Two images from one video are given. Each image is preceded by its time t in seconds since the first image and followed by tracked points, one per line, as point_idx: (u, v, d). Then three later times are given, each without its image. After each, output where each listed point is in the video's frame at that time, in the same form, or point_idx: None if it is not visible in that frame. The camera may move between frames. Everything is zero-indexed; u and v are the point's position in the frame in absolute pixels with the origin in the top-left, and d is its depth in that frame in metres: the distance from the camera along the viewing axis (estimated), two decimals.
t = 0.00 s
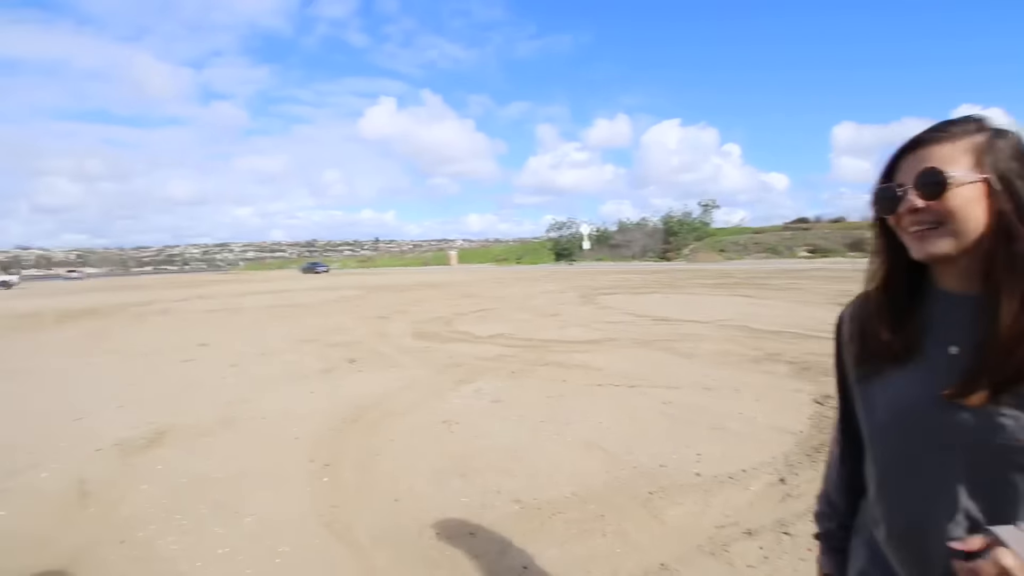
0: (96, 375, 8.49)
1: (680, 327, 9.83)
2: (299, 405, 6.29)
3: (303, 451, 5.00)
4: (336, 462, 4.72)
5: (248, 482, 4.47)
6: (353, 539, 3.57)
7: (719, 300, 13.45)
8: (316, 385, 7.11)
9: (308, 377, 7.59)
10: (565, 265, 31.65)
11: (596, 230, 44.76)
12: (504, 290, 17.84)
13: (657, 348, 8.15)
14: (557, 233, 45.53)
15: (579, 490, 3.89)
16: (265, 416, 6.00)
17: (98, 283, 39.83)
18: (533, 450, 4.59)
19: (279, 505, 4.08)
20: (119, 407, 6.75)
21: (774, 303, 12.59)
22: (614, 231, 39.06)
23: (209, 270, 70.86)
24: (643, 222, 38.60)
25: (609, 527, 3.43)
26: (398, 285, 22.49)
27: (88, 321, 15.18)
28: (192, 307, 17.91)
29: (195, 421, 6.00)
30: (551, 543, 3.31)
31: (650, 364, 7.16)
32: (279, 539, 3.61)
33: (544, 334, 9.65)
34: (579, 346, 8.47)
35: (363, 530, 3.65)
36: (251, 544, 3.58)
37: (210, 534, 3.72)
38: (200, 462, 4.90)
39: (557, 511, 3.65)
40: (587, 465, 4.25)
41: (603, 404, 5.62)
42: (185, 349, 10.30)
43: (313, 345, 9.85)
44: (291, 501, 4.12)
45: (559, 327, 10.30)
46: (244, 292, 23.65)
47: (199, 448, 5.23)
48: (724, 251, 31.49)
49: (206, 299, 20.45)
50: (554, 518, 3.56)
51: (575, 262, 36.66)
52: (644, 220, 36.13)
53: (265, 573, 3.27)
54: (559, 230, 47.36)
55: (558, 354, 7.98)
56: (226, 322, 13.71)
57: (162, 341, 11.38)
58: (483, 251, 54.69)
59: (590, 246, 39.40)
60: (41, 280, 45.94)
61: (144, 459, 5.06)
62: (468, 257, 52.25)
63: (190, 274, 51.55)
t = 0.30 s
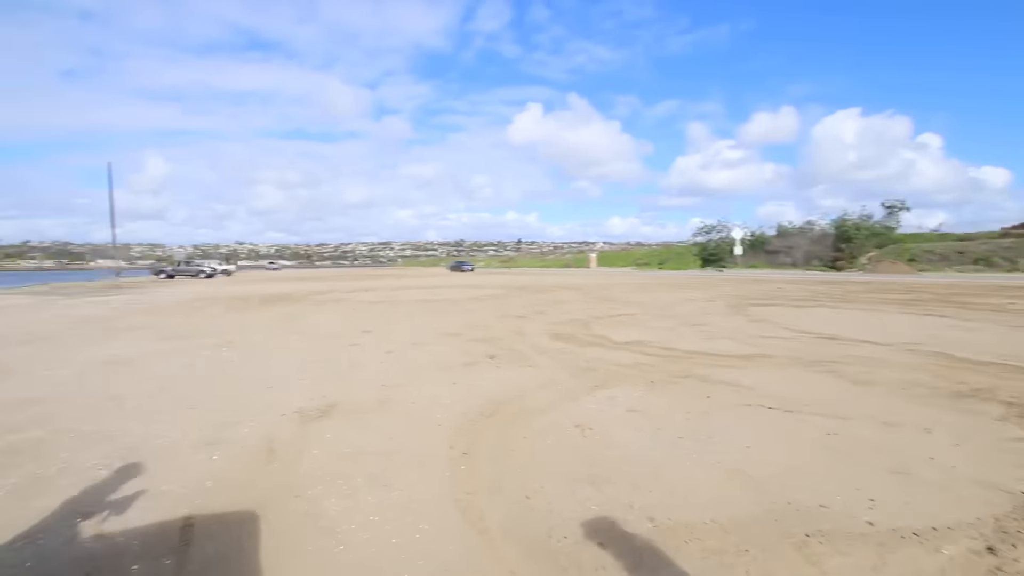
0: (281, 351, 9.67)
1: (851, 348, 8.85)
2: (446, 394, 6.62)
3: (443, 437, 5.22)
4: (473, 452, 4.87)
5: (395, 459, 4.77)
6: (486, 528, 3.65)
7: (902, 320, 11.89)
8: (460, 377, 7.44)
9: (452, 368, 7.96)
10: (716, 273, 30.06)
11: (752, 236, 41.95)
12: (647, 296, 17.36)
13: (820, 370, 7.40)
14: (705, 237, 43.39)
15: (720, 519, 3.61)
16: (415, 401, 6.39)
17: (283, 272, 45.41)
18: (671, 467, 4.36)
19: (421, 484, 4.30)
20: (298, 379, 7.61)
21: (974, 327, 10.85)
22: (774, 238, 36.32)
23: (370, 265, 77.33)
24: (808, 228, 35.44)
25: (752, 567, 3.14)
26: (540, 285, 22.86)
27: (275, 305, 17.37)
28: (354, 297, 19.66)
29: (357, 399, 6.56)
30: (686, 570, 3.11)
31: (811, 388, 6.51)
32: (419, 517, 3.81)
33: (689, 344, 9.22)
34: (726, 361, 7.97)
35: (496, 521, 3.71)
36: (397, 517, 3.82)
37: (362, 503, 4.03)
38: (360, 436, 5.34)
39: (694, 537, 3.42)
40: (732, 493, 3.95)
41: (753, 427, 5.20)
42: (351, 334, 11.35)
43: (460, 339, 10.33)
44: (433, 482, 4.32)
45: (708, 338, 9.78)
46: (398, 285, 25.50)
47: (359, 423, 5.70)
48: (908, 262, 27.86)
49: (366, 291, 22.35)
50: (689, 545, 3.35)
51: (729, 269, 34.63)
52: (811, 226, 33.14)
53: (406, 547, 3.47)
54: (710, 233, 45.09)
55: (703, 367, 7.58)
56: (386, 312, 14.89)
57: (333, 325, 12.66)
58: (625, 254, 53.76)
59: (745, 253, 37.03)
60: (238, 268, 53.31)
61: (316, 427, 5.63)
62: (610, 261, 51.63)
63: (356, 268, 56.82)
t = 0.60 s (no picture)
0: (408, 335, 10.19)
1: None
2: (562, 384, 6.60)
3: (558, 427, 5.21)
4: (587, 444, 4.80)
5: (512, 444, 4.84)
6: (599, 521, 3.58)
7: None
8: (577, 367, 7.40)
9: (569, 358, 7.93)
10: (866, 265, 27.23)
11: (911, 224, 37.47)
12: (779, 290, 16.19)
13: (995, 383, 6.43)
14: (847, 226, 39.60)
15: (866, 544, 3.24)
16: (532, 389, 6.43)
17: (412, 260, 47.98)
18: (805, 480, 4.01)
19: (537, 470, 4.32)
20: (423, 362, 7.97)
21: None
22: (939, 225, 32.14)
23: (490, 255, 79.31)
24: (984, 214, 30.94)
25: None
26: (660, 277, 22.13)
27: (404, 292, 18.37)
28: (475, 286, 20.28)
29: (476, 384, 6.74)
30: None
31: (983, 404, 5.68)
32: (533, 503, 3.82)
33: (827, 345, 8.46)
34: (873, 365, 7.20)
35: (608, 516, 3.63)
36: (513, 501, 3.86)
37: (481, 483, 4.14)
38: (480, 419, 5.47)
39: (833, 559, 3.10)
40: (880, 514, 3.55)
41: (907, 444, 4.63)
42: (472, 321, 11.69)
43: (578, 330, 10.26)
44: (547, 470, 4.32)
45: (853, 339, 8.89)
46: (517, 275, 25.92)
47: (477, 407, 5.85)
48: None
49: (486, 280, 22.95)
50: (827, 566, 3.04)
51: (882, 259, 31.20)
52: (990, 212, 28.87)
53: (520, 530, 3.50)
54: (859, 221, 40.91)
55: (845, 371, 6.92)
56: (506, 301, 15.18)
57: (455, 312, 13.13)
58: (753, 244, 50.56)
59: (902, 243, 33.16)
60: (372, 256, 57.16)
61: (439, 407, 5.86)
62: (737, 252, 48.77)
63: (478, 256, 58.60)
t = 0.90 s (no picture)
0: (481, 326, 10.31)
1: None
2: (635, 380, 6.46)
3: (630, 424, 5.09)
4: (660, 443, 4.66)
5: (583, 439, 4.78)
6: (672, 524, 3.45)
7: None
8: (652, 364, 7.21)
9: (643, 354, 7.75)
10: (976, 262, 24.92)
11: None
12: (875, 288, 15.10)
13: None
14: (955, 220, 36.36)
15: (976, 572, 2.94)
16: (604, 384, 6.33)
17: (487, 251, 48.60)
18: (905, 498, 3.69)
19: (608, 466, 4.23)
20: (495, 353, 8.04)
21: None
22: None
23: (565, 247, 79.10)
24: None
25: None
26: (743, 273, 21.18)
27: (478, 284, 18.63)
28: (549, 279, 20.23)
29: (548, 377, 6.71)
30: None
31: None
32: (603, 500, 3.74)
33: (931, 350, 7.79)
34: (985, 374, 6.56)
35: (682, 520, 3.50)
36: (583, 496, 3.80)
37: (550, 476, 4.10)
38: (550, 412, 5.45)
39: None
40: (993, 542, 3.22)
41: None
42: (544, 314, 11.68)
43: (653, 325, 10.02)
44: (618, 467, 4.22)
45: (960, 344, 8.15)
46: (592, 269, 25.65)
47: (548, 400, 5.83)
48: None
49: (561, 273, 22.83)
50: None
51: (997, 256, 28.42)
52: None
53: (589, 526, 3.44)
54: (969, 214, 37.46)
55: (951, 380, 6.34)
56: (579, 294, 15.05)
57: (528, 305, 13.16)
58: (846, 239, 47.44)
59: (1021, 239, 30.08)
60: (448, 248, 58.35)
61: (510, 399, 5.89)
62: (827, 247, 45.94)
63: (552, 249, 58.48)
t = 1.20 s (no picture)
0: (519, 323, 10.35)
1: None
2: (674, 379, 6.38)
3: (669, 424, 5.02)
4: (700, 444, 4.59)
5: (621, 438, 4.74)
6: (711, 528, 3.40)
7: None
8: (692, 363, 7.09)
9: (683, 353, 7.64)
10: None
11: None
12: (934, 286, 14.42)
13: None
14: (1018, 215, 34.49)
15: None
16: (642, 382, 6.28)
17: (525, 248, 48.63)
18: (966, 510, 3.53)
19: (646, 467, 4.19)
20: (533, 350, 8.06)
21: None
22: None
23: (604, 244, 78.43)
24: None
25: None
26: (791, 269, 20.57)
27: (516, 280, 18.67)
28: (589, 276, 20.10)
29: (586, 374, 6.69)
30: None
31: None
32: (641, 501, 3.71)
33: (996, 353, 7.40)
34: None
35: (722, 523, 3.45)
36: (620, 495, 3.79)
37: (587, 475, 4.09)
38: (588, 410, 5.43)
39: None
40: None
41: None
42: (583, 311, 11.64)
43: (693, 323, 9.86)
44: (656, 467, 4.19)
45: None
46: (633, 265, 25.36)
47: (586, 398, 5.81)
48: None
49: (602, 270, 22.63)
50: None
51: None
52: None
53: (625, 527, 3.42)
54: None
55: (1013, 384, 6.03)
56: (618, 291, 14.92)
57: (566, 302, 13.13)
58: (900, 235, 45.50)
59: None
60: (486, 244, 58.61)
61: (548, 396, 5.90)
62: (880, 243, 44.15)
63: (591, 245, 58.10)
